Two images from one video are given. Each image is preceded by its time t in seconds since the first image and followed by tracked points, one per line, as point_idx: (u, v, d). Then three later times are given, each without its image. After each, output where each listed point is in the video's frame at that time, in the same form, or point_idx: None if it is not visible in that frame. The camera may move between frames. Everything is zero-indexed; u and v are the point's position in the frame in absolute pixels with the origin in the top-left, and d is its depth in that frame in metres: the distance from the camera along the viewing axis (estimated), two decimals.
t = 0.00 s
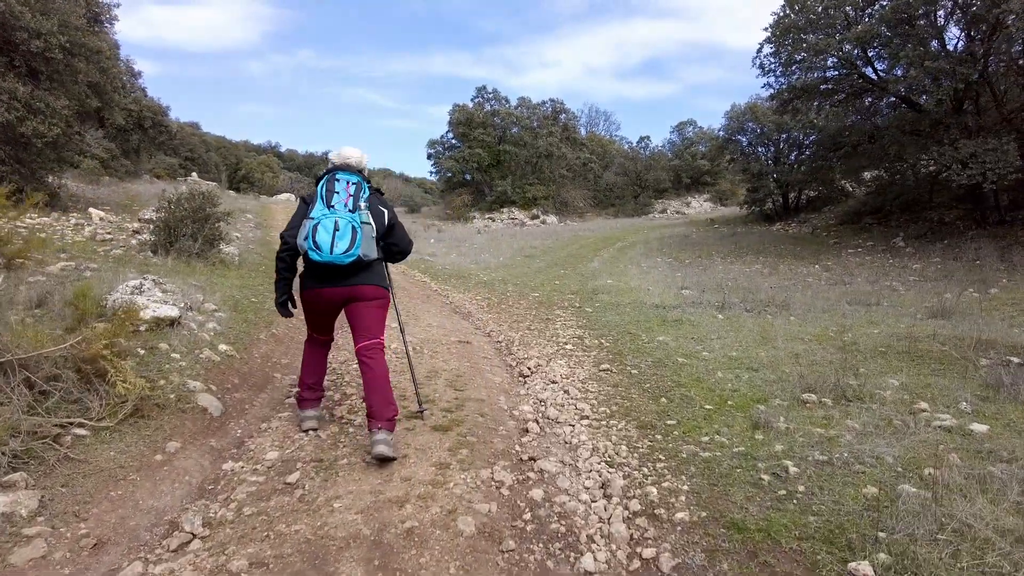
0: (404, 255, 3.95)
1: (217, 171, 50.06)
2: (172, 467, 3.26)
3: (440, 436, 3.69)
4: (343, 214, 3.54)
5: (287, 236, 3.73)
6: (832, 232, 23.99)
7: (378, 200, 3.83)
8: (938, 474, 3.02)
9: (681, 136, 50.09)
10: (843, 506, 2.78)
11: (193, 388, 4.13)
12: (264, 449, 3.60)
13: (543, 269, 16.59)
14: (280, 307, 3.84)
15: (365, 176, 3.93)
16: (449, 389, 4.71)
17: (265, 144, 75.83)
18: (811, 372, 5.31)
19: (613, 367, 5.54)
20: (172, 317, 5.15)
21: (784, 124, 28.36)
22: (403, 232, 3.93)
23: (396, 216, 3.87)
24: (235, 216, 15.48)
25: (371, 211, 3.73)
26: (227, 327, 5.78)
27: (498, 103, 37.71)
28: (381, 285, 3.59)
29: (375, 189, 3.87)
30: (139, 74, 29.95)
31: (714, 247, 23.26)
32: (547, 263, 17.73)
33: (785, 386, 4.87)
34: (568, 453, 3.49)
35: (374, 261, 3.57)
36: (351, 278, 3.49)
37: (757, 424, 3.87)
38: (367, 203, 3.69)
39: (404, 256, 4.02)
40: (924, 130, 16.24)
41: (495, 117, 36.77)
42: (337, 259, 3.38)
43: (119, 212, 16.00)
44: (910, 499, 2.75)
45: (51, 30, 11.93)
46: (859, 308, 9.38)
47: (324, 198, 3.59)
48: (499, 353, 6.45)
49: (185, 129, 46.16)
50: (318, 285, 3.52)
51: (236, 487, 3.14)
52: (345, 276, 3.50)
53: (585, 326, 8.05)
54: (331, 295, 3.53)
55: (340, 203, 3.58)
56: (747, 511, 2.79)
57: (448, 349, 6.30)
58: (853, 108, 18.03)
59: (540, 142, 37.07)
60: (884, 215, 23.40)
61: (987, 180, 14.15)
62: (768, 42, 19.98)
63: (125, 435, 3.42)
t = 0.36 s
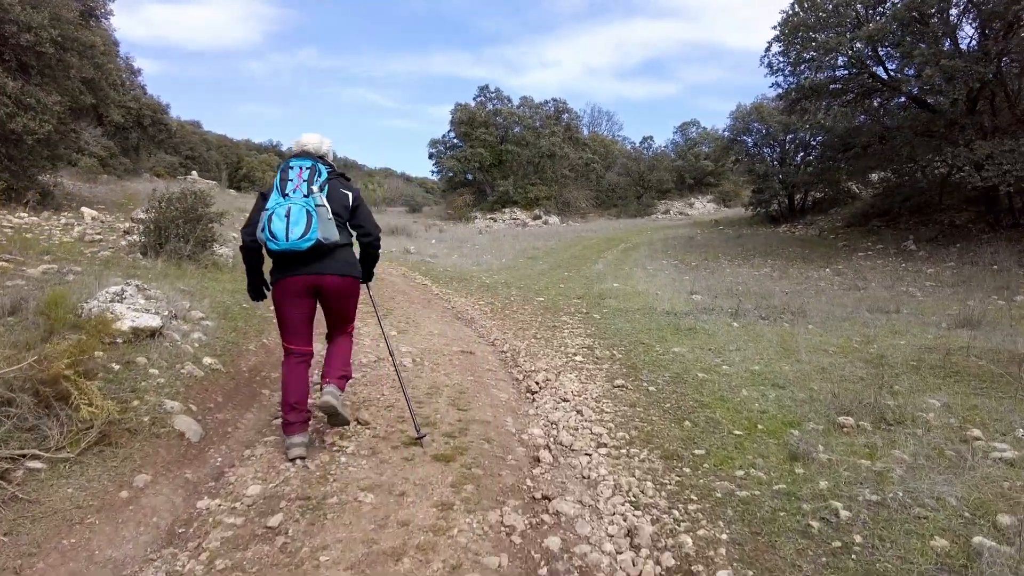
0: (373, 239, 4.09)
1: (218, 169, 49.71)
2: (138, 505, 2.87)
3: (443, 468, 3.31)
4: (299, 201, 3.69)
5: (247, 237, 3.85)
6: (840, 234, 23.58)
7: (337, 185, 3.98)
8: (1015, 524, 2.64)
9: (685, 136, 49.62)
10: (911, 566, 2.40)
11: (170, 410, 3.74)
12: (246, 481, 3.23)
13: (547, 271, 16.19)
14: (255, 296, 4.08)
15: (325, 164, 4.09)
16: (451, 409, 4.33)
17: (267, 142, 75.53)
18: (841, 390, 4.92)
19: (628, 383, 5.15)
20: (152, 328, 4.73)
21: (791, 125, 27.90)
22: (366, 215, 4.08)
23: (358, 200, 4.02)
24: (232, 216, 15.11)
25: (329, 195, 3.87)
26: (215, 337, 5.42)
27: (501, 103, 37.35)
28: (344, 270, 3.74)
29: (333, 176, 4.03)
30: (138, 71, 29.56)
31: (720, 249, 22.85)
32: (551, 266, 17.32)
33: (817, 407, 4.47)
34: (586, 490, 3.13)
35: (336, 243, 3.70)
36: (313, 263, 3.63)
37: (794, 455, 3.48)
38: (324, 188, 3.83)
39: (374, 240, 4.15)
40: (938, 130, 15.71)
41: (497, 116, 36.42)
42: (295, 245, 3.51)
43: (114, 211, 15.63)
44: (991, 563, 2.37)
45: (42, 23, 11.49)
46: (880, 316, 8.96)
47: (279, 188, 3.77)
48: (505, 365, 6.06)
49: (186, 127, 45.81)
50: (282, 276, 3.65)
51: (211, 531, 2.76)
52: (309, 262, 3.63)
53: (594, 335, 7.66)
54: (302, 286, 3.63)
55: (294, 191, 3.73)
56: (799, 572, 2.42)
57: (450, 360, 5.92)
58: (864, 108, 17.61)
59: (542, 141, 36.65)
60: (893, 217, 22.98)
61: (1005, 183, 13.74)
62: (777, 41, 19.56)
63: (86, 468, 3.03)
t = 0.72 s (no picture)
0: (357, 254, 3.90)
1: (218, 169, 49.46)
2: (91, 543, 2.53)
3: (437, 497, 2.99)
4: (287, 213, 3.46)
5: (229, 243, 3.56)
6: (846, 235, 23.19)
7: (325, 198, 3.76)
8: None
9: (687, 136, 49.18)
10: None
11: (139, 429, 3.40)
12: (218, 511, 2.90)
13: (549, 273, 15.83)
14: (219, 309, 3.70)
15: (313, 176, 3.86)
16: (448, 425, 4.00)
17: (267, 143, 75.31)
18: (867, 403, 4.57)
19: (638, 396, 4.81)
20: (127, 336, 4.40)
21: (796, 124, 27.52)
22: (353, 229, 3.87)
23: (345, 215, 3.81)
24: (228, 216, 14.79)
25: (317, 209, 3.64)
26: (198, 345, 5.11)
27: (502, 102, 37.10)
28: (330, 286, 3.56)
29: (322, 187, 3.80)
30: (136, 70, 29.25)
31: (726, 250, 22.49)
32: (553, 267, 16.97)
33: (845, 423, 4.12)
34: (597, 525, 2.82)
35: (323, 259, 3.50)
36: (300, 276, 3.43)
37: (826, 481, 3.13)
38: (313, 201, 3.61)
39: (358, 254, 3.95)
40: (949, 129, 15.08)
41: (498, 116, 36.17)
42: (283, 258, 3.30)
43: (108, 211, 15.32)
44: None
45: (31, 19, 10.83)
46: (897, 321, 8.58)
47: (266, 198, 3.52)
48: (506, 375, 5.72)
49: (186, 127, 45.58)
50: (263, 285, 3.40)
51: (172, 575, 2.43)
52: (294, 276, 3.42)
53: (599, 341, 7.32)
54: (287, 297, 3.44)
55: (283, 202, 3.49)
56: None
57: (448, 370, 5.58)
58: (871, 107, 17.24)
59: (544, 141, 36.28)
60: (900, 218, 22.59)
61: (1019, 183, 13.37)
62: (782, 38, 19.18)
63: (35, 500, 2.70)
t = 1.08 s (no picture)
0: (333, 243, 3.75)
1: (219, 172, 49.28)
2: None
3: (409, 551, 2.65)
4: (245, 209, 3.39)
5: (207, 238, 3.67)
6: (852, 236, 22.78)
7: (293, 189, 3.63)
8: None
9: (690, 137, 48.76)
10: None
11: (80, 465, 3.04)
12: (159, 565, 2.54)
13: (549, 277, 15.48)
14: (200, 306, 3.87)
15: (286, 166, 3.74)
16: (428, 455, 3.64)
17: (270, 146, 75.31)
18: (887, 427, 4.20)
19: (638, 419, 4.43)
20: (85, 356, 3.96)
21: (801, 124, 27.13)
22: (326, 219, 3.72)
23: (316, 205, 3.66)
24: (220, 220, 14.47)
25: (282, 202, 3.53)
26: (166, 362, 4.72)
27: (503, 104, 36.84)
28: (292, 282, 3.45)
29: (292, 178, 3.68)
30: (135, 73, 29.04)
31: (730, 253, 22.08)
32: (554, 271, 16.60)
33: (867, 451, 3.73)
34: None
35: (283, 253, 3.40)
36: (257, 275, 3.37)
37: (850, 528, 2.78)
38: (276, 194, 3.49)
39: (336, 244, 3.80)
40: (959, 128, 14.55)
41: (500, 116, 36.18)
42: (235, 258, 3.25)
43: (99, 215, 15.00)
44: None
45: (16, 19, 10.57)
46: (912, 330, 8.19)
47: (229, 196, 3.48)
48: (498, 393, 5.36)
49: (186, 131, 45.38)
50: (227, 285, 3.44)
51: None
52: (253, 273, 3.38)
53: (599, 353, 6.95)
54: (241, 293, 3.37)
55: (243, 199, 3.42)
56: None
57: (435, 387, 5.22)
58: (878, 106, 16.85)
59: (545, 142, 35.92)
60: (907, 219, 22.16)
61: None
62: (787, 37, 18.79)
63: None
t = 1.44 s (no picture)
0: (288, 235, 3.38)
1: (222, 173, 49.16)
2: None
3: None
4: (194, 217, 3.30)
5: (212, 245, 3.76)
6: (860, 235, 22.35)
7: (246, 186, 3.39)
8: None
9: (695, 136, 48.28)
10: None
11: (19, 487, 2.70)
12: None
13: (552, 276, 15.13)
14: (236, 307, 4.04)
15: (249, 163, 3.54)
16: (413, 473, 3.33)
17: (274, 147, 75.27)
18: (917, 439, 3.86)
19: (644, 431, 4.17)
20: (41, 363, 3.63)
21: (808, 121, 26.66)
22: (280, 211, 3.37)
23: (267, 200, 3.35)
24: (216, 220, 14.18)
25: (229, 203, 3.32)
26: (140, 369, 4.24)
27: (506, 103, 36.49)
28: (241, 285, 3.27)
29: (246, 173, 3.42)
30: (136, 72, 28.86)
31: (736, 252, 21.68)
32: (557, 271, 16.23)
33: (898, 467, 3.39)
34: None
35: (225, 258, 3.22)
36: (210, 283, 3.28)
37: (888, 564, 2.47)
38: (221, 197, 3.29)
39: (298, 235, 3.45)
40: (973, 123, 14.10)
41: (502, 116, 35.69)
42: (179, 269, 3.21)
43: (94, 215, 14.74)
44: None
45: (4, 14, 10.20)
46: (931, 333, 7.80)
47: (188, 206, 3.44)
48: (493, 401, 5.03)
49: (189, 131, 45.24)
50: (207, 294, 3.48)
51: None
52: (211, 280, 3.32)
53: (601, 357, 6.59)
54: (210, 300, 3.38)
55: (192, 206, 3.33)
56: None
57: (426, 395, 4.88)
58: (887, 102, 16.44)
59: (549, 141, 35.54)
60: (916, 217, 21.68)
61: None
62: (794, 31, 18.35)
63: None
